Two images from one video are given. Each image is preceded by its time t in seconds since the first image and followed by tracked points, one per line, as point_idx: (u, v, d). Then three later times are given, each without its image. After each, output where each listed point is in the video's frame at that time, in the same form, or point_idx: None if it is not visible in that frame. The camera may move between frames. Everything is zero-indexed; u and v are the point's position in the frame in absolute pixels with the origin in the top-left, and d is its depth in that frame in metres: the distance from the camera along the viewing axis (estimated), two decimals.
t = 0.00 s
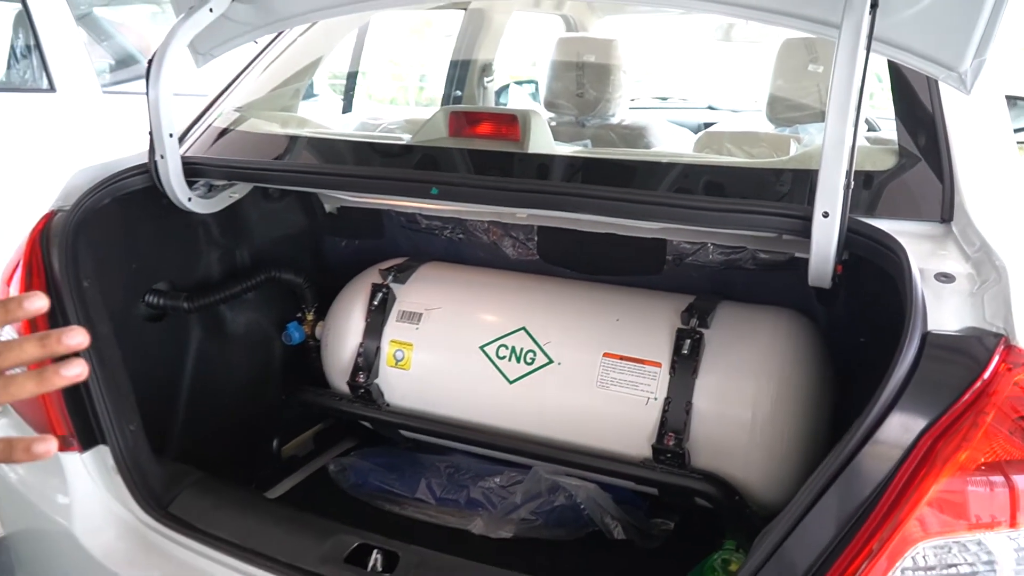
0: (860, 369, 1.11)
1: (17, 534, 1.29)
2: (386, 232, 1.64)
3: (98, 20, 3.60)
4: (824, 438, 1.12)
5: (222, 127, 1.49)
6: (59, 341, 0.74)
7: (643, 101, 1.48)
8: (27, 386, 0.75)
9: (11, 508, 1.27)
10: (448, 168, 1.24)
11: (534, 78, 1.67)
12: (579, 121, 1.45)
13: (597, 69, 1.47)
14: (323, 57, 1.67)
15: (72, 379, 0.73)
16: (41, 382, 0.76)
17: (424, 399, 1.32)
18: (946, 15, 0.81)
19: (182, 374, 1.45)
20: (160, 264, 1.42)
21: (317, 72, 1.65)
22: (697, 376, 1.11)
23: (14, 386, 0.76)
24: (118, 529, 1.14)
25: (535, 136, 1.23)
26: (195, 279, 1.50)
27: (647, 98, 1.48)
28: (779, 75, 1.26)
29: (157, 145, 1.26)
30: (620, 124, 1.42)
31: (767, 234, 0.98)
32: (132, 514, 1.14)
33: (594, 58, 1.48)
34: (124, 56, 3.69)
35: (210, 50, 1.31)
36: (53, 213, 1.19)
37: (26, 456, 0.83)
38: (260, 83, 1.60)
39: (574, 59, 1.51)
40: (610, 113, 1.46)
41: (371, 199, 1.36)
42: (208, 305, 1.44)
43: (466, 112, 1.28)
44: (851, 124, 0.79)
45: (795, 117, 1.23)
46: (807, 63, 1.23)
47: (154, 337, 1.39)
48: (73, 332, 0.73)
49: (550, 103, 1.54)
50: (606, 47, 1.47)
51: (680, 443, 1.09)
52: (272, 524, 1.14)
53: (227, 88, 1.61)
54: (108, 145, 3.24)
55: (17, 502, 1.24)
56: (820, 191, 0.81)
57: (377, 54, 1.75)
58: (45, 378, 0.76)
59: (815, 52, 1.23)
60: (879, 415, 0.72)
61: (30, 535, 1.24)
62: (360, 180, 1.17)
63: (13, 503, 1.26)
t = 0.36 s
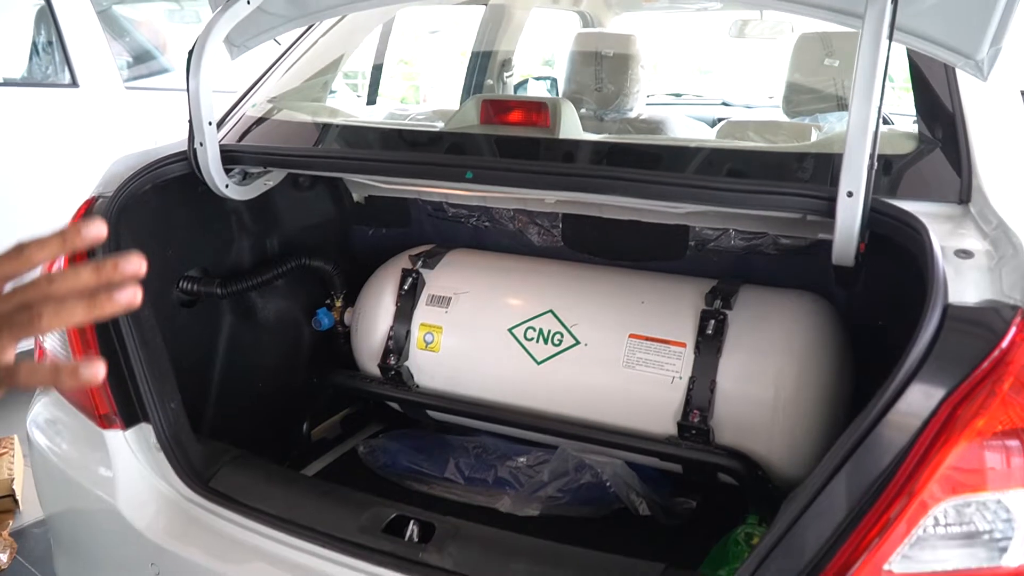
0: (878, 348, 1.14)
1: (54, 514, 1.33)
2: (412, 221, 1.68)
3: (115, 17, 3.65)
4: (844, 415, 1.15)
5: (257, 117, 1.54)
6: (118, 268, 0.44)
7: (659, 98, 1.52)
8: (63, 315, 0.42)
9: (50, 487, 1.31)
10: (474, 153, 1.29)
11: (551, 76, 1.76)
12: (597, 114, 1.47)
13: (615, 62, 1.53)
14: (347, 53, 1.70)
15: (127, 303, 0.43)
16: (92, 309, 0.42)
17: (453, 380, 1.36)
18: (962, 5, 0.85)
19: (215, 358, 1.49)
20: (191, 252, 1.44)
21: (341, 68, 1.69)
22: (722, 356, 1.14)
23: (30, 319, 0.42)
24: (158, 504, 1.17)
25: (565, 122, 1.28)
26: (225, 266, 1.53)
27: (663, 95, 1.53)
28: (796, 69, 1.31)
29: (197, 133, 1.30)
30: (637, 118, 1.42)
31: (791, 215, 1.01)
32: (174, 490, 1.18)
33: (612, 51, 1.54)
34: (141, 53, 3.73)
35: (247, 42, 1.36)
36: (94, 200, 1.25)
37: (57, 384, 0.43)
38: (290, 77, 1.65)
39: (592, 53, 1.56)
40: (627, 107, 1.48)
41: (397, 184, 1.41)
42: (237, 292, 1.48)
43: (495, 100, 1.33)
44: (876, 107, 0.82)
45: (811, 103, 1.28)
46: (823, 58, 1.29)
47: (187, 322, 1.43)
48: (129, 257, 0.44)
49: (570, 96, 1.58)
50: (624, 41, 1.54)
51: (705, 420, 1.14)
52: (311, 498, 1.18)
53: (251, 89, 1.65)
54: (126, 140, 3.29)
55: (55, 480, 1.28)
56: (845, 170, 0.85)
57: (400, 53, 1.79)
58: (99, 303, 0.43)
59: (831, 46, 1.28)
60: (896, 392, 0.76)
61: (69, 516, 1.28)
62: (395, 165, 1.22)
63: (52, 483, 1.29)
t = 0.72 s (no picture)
0: (837, 321, 1.20)
1: (38, 499, 1.34)
2: (388, 206, 1.70)
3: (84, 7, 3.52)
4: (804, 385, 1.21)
5: (232, 103, 1.55)
6: (142, 207, 0.61)
7: (630, 86, 1.59)
8: (106, 240, 0.61)
9: (33, 472, 1.32)
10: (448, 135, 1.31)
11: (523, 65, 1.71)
12: (569, 102, 1.48)
13: (586, 50, 1.54)
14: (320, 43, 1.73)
15: (151, 235, 0.60)
16: (127, 237, 0.60)
17: (431, 359, 1.39)
18: None
19: (194, 342, 1.50)
20: (171, 238, 1.43)
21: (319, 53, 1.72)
22: (689, 329, 1.19)
23: (86, 241, 0.62)
24: (141, 484, 1.19)
25: (537, 104, 1.31)
26: (203, 252, 1.52)
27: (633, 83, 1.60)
28: (762, 55, 1.34)
29: (175, 117, 1.30)
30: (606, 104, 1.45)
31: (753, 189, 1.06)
32: (157, 470, 1.19)
33: (583, 39, 1.54)
34: (110, 43, 3.61)
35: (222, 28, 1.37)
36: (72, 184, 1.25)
37: (98, 295, 0.62)
38: (265, 64, 1.66)
39: (563, 40, 1.55)
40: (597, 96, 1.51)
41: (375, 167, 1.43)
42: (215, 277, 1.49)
43: (468, 85, 1.36)
44: (829, 85, 0.87)
45: (774, 85, 1.31)
46: (788, 44, 1.32)
47: (167, 307, 1.43)
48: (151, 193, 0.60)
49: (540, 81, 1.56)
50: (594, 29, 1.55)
51: (673, 391, 1.18)
52: (293, 474, 1.21)
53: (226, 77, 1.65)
54: (96, 128, 3.25)
55: (39, 463, 1.29)
56: (802, 146, 0.89)
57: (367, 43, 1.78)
58: (131, 232, 0.60)
59: (796, 32, 1.32)
60: (848, 354, 0.80)
61: (52, 499, 1.29)
62: (371, 147, 1.24)
63: (35, 467, 1.30)
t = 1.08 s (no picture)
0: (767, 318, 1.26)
1: None
2: (343, 206, 1.72)
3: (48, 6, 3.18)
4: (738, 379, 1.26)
5: (186, 107, 1.55)
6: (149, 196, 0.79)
7: (590, 83, 1.68)
8: (120, 216, 0.78)
9: None
10: (399, 139, 1.34)
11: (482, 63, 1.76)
12: (527, 101, 1.53)
13: (542, 50, 1.58)
14: (278, 41, 1.75)
15: (154, 212, 0.77)
16: (136, 214, 0.78)
17: (384, 358, 1.42)
18: None
19: (153, 342, 1.51)
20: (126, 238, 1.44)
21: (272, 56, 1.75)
22: (627, 326, 1.24)
23: (107, 218, 0.79)
24: (95, 480, 1.20)
25: (478, 109, 1.34)
26: (161, 252, 1.53)
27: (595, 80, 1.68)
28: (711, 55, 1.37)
29: (127, 121, 1.32)
30: (565, 103, 1.51)
31: (682, 192, 1.11)
32: (115, 468, 1.21)
33: (538, 40, 1.58)
34: (75, 40, 3.27)
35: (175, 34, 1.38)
36: (27, 188, 1.26)
37: (116, 258, 0.76)
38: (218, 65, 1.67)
39: (519, 41, 1.59)
40: (555, 95, 1.56)
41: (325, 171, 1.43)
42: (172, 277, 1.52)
43: (416, 90, 1.38)
44: (747, 94, 0.91)
45: (713, 88, 1.36)
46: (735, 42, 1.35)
47: (126, 308, 1.44)
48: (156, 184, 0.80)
49: (497, 82, 1.60)
50: (550, 29, 1.58)
51: (613, 384, 1.24)
52: (246, 469, 1.23)
53: (184, 75, 1.66)
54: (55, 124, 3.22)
55: None
56: (724, 151, 0.93)
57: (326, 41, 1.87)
58: (140, 211, 0.78)
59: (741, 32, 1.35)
60: (764, 347, 0.85)
61: (11, 498, 1.31)
62: (319, 151, 1.26)
63: None
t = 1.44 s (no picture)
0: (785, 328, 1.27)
1: (49, 475, 1.42)
2: (380, 207, 1.78)
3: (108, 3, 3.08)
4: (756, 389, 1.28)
5: (232, 110, 1.63)
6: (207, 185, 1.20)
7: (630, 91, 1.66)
8: (192, 195, 1.17)
9: (44, 449, 1.40)
10: (431, 146, 1.38)
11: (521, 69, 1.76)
12: (564, 108, 1.57)
13: (580, 59, 1.60)
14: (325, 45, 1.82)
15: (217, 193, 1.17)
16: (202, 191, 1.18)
17: (412, 356, 1.46)
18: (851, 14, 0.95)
19: (196, 333, 1.58)
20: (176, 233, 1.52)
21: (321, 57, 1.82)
22: (648, 332, 1.26)
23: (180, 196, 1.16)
24: (136, 459, 1.27)
25: (505, 119, 1.38)
26: (206, 246, 1.60)
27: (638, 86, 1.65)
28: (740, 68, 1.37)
29: (177, 124, 1.39)
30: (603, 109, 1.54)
31: (701, 204, 1.13)
32: (154, 449, 1.27)
33: (576, 49, 1.60)
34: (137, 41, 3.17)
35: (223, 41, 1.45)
36: (84, 183, 1.32)
37: (202, 224, 1.14)
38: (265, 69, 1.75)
39: (558, 50, 1.61)
40: (593, 101, 1.59)
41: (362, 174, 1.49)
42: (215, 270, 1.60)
43: (448, 97, 1.44)
44: (761, 108, 0.98)
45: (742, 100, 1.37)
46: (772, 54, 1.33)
47: (172, 299, 1.51)
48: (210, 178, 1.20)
49: (537, 90, 1.64)
50: (588, 39, 1.58)
51: (632, 389, 1.27)
52: (277, 458, 1.29)
53: (234, 78, 1.75)
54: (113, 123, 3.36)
55: (48, 439, 1.38)
56: (736, 164, 1.01)
57: (370, 45, 1.83)
58: (204, 190, 1.19)
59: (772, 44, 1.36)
60: (773, 353, 0.86)
61: (60, 476, 1.38)
62: (355, 156, 1.32)
63: (45, 443, 1.39)
